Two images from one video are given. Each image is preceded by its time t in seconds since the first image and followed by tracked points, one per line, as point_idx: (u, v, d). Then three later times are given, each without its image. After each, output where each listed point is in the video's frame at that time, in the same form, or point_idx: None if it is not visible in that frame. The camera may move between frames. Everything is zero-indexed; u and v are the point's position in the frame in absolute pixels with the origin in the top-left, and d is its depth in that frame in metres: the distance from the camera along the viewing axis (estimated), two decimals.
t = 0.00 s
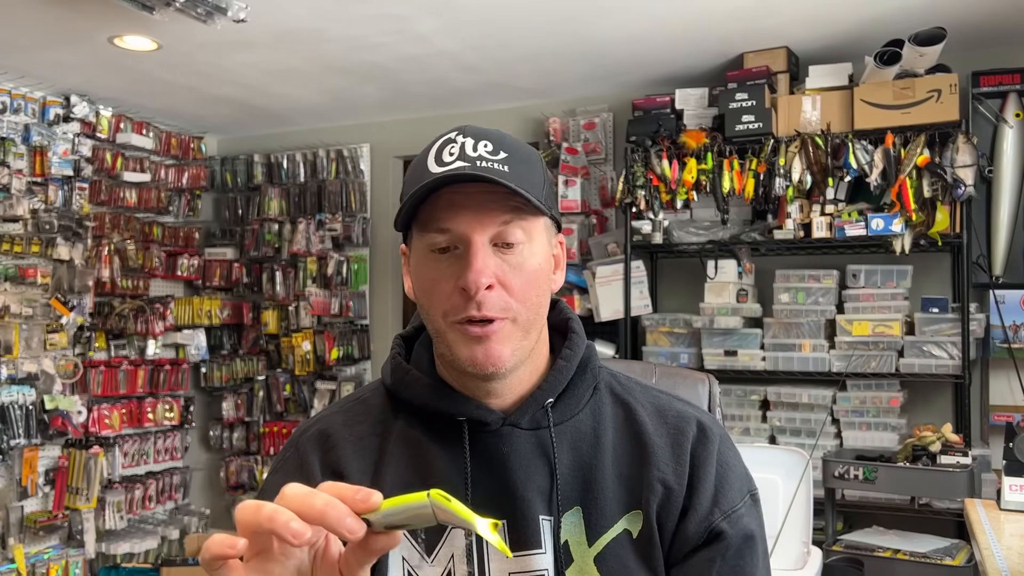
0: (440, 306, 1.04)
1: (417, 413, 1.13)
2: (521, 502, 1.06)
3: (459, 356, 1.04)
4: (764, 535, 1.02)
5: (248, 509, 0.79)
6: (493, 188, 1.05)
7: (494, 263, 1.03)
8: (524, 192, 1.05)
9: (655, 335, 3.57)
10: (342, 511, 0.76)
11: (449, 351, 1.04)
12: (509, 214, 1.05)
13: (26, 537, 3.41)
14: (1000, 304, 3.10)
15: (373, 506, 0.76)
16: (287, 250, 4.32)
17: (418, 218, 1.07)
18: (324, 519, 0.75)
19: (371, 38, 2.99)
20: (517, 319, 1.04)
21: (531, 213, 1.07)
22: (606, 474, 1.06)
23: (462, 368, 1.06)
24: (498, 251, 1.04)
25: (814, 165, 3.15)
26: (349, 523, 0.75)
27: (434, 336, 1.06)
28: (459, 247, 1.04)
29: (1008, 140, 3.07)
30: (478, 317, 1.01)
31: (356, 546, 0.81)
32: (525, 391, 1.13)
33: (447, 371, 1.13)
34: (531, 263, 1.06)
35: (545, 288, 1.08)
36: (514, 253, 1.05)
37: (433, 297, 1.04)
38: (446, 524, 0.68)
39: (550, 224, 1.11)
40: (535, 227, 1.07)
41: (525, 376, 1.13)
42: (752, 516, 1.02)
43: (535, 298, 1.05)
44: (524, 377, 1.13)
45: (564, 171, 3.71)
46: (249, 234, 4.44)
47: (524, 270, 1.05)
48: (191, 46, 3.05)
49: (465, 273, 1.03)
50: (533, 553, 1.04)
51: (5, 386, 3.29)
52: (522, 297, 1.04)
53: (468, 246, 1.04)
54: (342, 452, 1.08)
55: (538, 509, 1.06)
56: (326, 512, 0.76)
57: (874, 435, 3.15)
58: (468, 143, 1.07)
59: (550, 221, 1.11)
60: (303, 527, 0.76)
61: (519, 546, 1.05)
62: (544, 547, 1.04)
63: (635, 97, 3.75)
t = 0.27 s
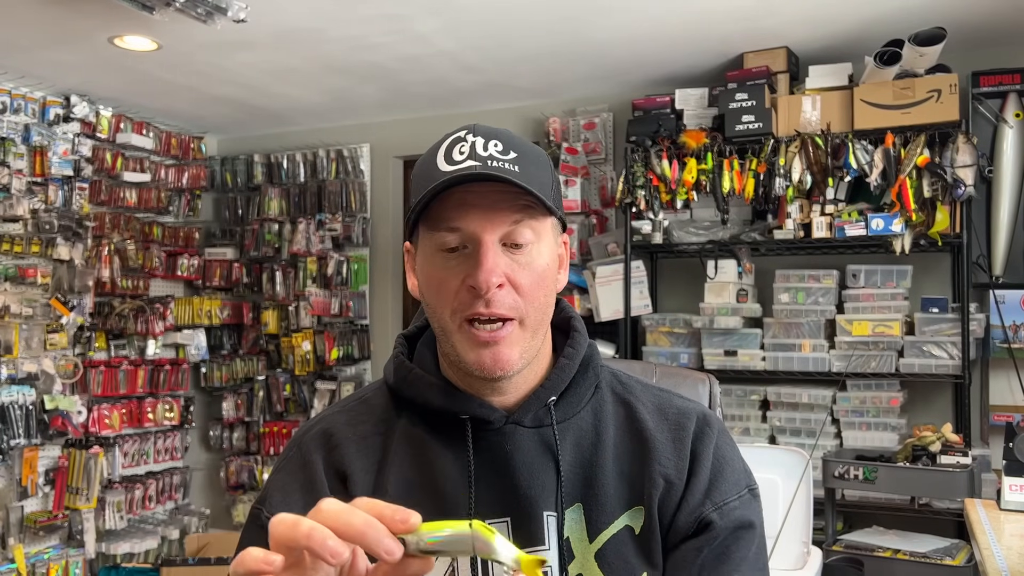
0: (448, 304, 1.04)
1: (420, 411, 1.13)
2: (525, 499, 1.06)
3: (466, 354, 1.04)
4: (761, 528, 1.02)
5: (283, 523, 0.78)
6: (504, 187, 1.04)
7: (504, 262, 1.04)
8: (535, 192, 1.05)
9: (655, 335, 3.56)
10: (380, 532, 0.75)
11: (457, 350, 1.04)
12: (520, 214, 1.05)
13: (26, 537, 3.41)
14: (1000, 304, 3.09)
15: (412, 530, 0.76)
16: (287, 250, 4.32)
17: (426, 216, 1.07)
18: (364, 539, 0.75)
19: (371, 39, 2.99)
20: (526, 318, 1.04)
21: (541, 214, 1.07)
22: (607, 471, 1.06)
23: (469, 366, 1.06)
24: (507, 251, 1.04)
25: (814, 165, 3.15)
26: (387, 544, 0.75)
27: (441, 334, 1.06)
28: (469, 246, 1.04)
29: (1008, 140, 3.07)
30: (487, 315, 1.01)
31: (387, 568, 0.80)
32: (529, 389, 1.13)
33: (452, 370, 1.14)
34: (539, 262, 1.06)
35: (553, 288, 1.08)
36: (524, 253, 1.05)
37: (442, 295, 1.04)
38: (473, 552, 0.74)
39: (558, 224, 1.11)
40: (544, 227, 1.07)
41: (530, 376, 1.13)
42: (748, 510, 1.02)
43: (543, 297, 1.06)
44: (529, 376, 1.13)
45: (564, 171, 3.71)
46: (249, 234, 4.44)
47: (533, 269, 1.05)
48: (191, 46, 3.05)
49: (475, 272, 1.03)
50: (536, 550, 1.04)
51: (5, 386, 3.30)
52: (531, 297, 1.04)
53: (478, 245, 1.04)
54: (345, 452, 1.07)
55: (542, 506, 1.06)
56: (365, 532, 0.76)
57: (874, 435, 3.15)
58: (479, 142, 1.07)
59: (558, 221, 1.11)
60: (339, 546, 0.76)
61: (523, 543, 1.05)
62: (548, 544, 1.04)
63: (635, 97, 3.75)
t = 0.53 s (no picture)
0: (453, 303, 1.04)
1: (422, 411, 1.13)
2: (525, 499, 1.06)
3: (469, 353, 1.04)
4: (758, 530, 1.02)
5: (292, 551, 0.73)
6: (513, 189, 1.04)
7: (511, 263, 1.04)
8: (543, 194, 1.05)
9: (655, 335, 3.56)
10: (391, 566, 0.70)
11: (460, 349, 1.04)
12: (527, 216, 1.05)
13: (26, 537, 3.41)
14: (1000, 304, 3.10)
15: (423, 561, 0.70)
16: (287, 250, 4.32)
17: (432, 215, 1.06)
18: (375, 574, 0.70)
19: (371, 39, 2.99)
20: (530, 319, 1.04)
21: (548, 216, 1.07)
22: (607, 471, 1.06)
23: (472, 365, 1.06)
24: (514, 252, 1.05)
25: (814, 165, 3.15)
26: None
27: (444, 332, 1.06)
28: (475, 247, 1.04)
29: (1008, 140, 3.07)
30: (493, 315, 1.02)
31: None
32: (531, 388, 1.13)
33: (454, 369, 1.14)
34: (545, 264, 1.06)
35: (557, 289, 1.08)
36: (530, 254, 1.05)
37: (447, 294, 1.04)
38: None
39: (563, 227, 1.11)
40: (550, 229, 1.07)
41: (531, 375, 1.13)
42: (746, 512, 1.02)
43: (548, 299, 1.06)
44: (529, 376, 1.13)
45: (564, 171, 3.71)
46: (249, 234, 4.44)
47: (538, 270, 1.05)
48: (191, 46, 3.05)
49: (482, 272, 1.03)
50: (536, 549, 1.04)
51: (5, 386, 3.30)
52: (536, 298, 1.04)
53: (485, 245, 1.04)
54: (346, 451, 1.07)
55: (543, 506, 1.06)
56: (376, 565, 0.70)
57: (874, 435, 3.15)
58: (487, 142, 1.08)
59: (564, 223, 1.11)
60: None
61: (523, 542, 1.05)
62: (548, 543, 1.04)
63: (635, 97, 3.75)
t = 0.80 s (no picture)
0: (456, 302, 1.04)
1: (422, 411, 1.13)
2: (526, 499, 1.06)
3: (472, 352, 1.04)
4: (758, 530, 1.02)
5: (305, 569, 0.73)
6: (518, 189, 1.04)
7: (515, 263, 1.03)
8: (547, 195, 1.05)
9: (655, 335, 3.56)
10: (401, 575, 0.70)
11: (463, 348, 1.04)
12: (531, 216, 1.05)
13: (26, 537, 3.41)
14: (1000, 304, 3.10)
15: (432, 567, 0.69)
16: (287, 250, 4.32)
17: (436, 214, 1.06)
18: None
19: (371, 39, 2.99)
20: (533, 319, 1.04)
21: (551, 217, 1.07)
22: (607, 471, 1.07)
23: (473, 364, 1.06)
24: (518, 252, 1.04)
25: (814, 165, 3.15)
26: None
27: (446, 331, 1.06)
28: (479, 246, 1.04)
29: (1008, 140, 3.07)
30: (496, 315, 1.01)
31: None
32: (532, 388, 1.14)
33: (455, 368, 1.13)
34: (548, 264, 1.06)
35: (559, 289, 1.08)
36: (534, 254, 1.05)
37: (450, 293, 1.04)
38: None
39: (566, 227, 1.11)
40: (553, 229, 1.07)
41: (533, 374, 1.13)
42: (746, 511, 1.02)
43: (550, 299, 1.06)
44: (531, 376, 1.13)
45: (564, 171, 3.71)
46: (249, 234, 4.44)
47: (541, 271, 1.05)
48: (191, 46, 3.05)
49: (485, 271, 1.02)
50: (537, 549, 1.04)
51: (5, 386, 3.30)
52: (539, 298, 1.04)
53: (489, 245, 1.03)
54: (346, 451, 1.07)
55: (543, 505, 1.06)
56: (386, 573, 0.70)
57: (875, 435, 3.15)
58: (492, 142, 1.08)
59: (567, 224, 1.11)
60: None
61: (524, 542, 1.04)
62: (548, 543, 1.04)
63: (635, 97, 3.75)
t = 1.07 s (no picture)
0: (461, 301, 1.04)
1: (425, 410, 1.13)
2: (528, 498, 1.06)
3: (475, 352, 1.04)
4: (758, 531, 1.03)
5: None
6: (526, 189, 1.05)
7: (521, 263, 1.04)
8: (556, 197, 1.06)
9: (655, 335, 3.56)
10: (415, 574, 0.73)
11: (466, 346, 1.04)
12: (539, 218, 1.05)
13: (26, 537, 3.41)
14: (1000, 304, 3.09)
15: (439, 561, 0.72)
16: (287, 250, 4.32)
17: (444, 213, 1.06)
18: None
19: (371, 38, 2.99)
20: (538, 319, 1.04)
21: (559, 219, 1.07)
22: (609, 472, 1.06)
23: (477, 363, 1.06)
24: (525, 252, 1.05)
25: (814, 165, 3.15)
26: None
27: (451, 330, 1.06)
28: (486, 246, 1.04)
29: (1008, 140, 3.07)
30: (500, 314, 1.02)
31: None
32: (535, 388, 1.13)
33: (459, 367, 1.13)
34: (554, 266, 1.06)
35: (565, 291, 1.09)
36: (540, 256, 1.05)
37: (455, 292, 1.04)
38: None
39: (573, 231, 1.11)
40: (561, 232, 1.08)
41: (537, 374, 1.12)
42: (747, 513, 1.03)
43: (556, 300, 1.06)
44: (534, 376, 1.12)
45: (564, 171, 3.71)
46: (249, 234, 4.44)
47: (547, 272, 1.05)
48: (191, 46, 3.05)
49: (492, 271, 1.03)
50: (539, 549, 1.04)
51: (5, 386, 3.30)
52: (545, 299, 1.05)
53: (496, 244, 1.04)
54: (348, 450, 1.07)
55: (546, 505, 1.06)
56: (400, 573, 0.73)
57: (875, 435, 3.15)
58: (503, 142, 1.07)
59: (574, 227, 1.11)
60: None
61: (525, 542, 1.05)
62: (551, 543, 1.04)
63: (635, 97, 3.75)
